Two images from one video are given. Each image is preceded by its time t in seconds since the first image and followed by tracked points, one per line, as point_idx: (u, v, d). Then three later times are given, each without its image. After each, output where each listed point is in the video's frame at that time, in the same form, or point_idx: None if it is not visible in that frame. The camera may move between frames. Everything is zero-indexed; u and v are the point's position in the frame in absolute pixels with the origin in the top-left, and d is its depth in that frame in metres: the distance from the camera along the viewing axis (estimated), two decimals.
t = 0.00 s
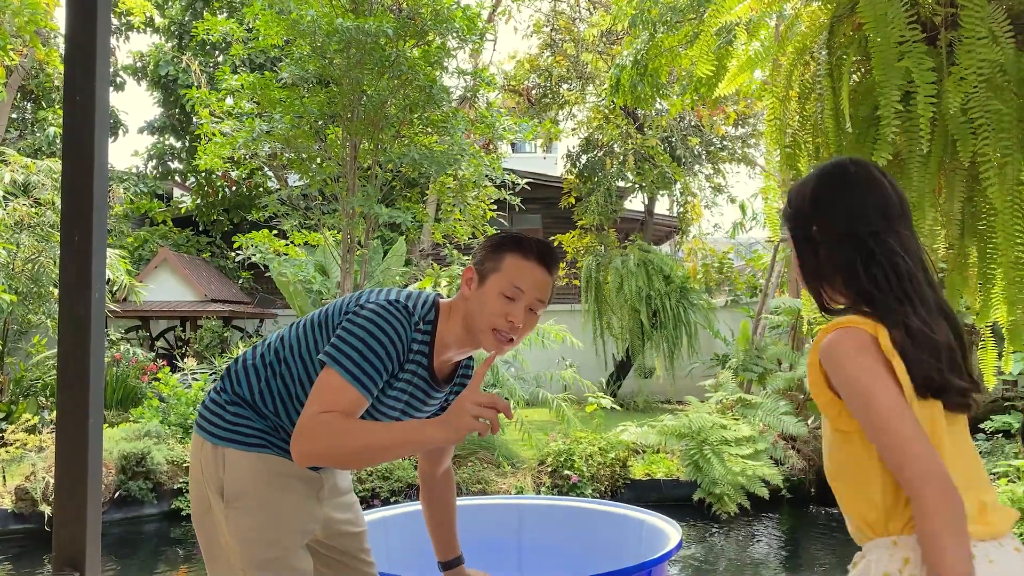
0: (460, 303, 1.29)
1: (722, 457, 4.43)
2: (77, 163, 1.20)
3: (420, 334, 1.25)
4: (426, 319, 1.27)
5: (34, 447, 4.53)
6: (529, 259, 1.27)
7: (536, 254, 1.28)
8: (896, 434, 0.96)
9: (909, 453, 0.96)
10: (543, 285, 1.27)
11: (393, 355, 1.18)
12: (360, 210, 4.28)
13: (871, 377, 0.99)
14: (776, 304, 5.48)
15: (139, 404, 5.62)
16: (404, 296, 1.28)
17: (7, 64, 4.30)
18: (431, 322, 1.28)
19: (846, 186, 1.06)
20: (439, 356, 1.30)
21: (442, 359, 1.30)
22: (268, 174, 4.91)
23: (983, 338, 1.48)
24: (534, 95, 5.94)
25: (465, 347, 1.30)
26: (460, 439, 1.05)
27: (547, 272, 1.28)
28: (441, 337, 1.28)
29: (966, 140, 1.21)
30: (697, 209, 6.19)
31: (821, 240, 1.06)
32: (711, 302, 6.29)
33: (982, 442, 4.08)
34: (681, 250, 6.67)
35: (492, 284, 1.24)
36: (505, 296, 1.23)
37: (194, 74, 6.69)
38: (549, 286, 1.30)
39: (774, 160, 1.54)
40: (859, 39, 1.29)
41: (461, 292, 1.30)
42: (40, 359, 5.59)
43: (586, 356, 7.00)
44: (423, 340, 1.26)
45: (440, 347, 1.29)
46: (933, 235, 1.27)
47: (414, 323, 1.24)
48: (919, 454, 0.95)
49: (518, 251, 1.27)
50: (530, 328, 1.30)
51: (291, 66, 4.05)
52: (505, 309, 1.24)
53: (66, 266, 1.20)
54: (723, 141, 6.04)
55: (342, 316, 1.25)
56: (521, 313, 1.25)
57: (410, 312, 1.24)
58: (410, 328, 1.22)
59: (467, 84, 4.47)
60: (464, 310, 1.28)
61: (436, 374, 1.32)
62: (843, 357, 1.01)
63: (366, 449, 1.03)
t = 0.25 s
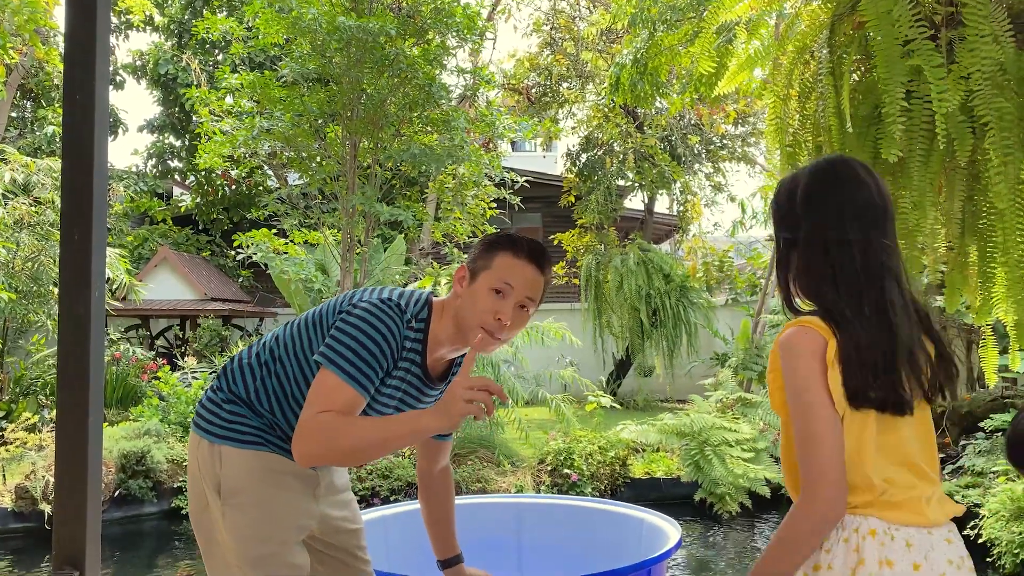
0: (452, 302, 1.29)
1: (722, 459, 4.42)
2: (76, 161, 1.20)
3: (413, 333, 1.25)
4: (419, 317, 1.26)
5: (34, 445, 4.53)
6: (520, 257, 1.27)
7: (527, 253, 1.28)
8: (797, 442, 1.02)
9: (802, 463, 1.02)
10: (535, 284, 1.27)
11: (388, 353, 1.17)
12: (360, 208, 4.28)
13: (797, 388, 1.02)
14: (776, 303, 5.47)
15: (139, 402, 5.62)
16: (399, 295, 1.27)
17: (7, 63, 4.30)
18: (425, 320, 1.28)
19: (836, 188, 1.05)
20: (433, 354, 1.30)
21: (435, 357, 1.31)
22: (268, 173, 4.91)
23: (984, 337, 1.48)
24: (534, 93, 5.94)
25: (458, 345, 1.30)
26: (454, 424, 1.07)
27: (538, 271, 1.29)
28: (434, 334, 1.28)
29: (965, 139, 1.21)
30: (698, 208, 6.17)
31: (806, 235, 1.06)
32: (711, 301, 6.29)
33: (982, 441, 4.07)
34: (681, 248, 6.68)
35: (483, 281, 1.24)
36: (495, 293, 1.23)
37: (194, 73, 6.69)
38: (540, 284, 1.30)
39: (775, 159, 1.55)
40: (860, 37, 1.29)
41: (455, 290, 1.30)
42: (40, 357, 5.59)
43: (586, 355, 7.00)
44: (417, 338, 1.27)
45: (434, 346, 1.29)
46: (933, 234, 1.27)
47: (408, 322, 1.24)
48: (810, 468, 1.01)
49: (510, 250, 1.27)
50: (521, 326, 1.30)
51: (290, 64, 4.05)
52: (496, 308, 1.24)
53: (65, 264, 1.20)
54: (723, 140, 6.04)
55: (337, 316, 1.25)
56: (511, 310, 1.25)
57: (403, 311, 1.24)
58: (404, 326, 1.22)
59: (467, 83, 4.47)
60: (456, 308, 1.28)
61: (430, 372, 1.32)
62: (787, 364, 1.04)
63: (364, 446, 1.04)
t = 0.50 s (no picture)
0: (445, 306, 1.28)
1: (721, 459, 4.41)
2: (76, 160, 1.20)
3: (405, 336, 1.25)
4: (410, 320, 1.26)
5: (34, 443, 4.53)
6: (516, 262, 1.26)
7: (524, 258, 1.27)
8: (844, 430, 0.97)
9: (845, 453, 0.96)
10: (530, 289, 1.27)
11: (380, 356, 1.17)
12: (361, 206, 4.28)
13: (850, 377, 0.98)
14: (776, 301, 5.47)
15: (139, 400, 5.62)
16: (392, 299, 1.27)
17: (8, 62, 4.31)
18: (418, 323, 1.27)
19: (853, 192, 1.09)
20: (427, 357, 1.30)
21: (427, 360, 1.30)
22: (268, 171, 4.91)
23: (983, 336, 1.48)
24: (535, 92, 5.93)
25: (450, 348, 1.29)
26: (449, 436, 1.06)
27: (533, 276, 1.28)
28: (427, 338, 1.28)
29: (966, 137, 1.22)
30: (699, 207, 6.16)
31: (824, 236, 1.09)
32: (711, 300, 6.29)
33: (982, 440, 4.07)
34: (681, 246, 6.69)
35: (477, 286, 1.24)
36: (491, 299, 1.23)
37: (195, 71, 6.68)
38: (535, 290, 1.29)
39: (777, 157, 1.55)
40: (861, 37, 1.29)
41: (448, 294, 1.29)
42: (40, 355, 5.60)
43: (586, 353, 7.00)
44: (408, 341, 1.26)
45: (425, 349, 1.28)
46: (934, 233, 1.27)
47: (399, 325, 1.24)
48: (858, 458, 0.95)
49: (506, 255, 1.26)
50: (516, 332, 1.29)
51: (291, 63, 4.05)
52: (490, 313, 1.24)
53: (65, 262, 1.20)
54: (723, 139, 6.04)
55: (330, 318, 1.24)
56: (506, 317, 1.24)
57: (394, 314, 1.24)
58: (395, 330, 1.22)
59: (467, 81, 4.47)
60: (448, 314, 1.27)
61: (423, 374, 1.32)
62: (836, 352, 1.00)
63: (361, 452, 1.04)
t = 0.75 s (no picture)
0: (442, 309, 1.28)
1: (721, 458, 4.41)
2: (78, 157, 1.20)
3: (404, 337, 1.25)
4: (410, 322, 1.26)
5: (34, 441, 4.54)
6: (514, 267, 1.26)
7: (521, 262, 1.27)
8: (909, 429, 1.04)
9: (911, 449, 1.04)
10: (528, 291, 1.27)
11: (381, 355, 1.17)
12: (362, 203, 4.28)
13: (910, 380, 1.07)
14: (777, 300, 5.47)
15: (140, 398, 5.62)
16: (391, 299, 1.27)
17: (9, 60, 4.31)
18: (417, 325, 1.27)
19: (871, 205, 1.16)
20: (425, 359, 1.30)
21: (426, 362, 1.30)
22: (269, 170, 4.91)
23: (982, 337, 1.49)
24: (536, 91, 5.93)
25: (448, 351, 1.29)
26: (450, 434, 1.08)
27: (531, 278, 1.28)
28: (424, 339, 1.28)
29: (968, 136, 1.22)
30: (698, 206, 6.16)
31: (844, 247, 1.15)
32: (711, 299, 6.29)
33: (982, 439, 4.07)
34: (681, 245, 6.69)
35: (475, 290, 1.24)
36: (488, 303, 1.23)
37: (196, 69, 6.69)
38: (533, 294, 1.29)
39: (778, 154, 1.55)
40: (862, 36, 1.29)
41: (445, 296, 1.29)
42: (41, 353, 5.60)
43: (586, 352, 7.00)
44: (407, 343, 1.26)
45: (424, 351, 1.28)
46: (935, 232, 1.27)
47: (398, 326, 1.23)
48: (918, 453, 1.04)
49: (503, 259, 1.26)
50: (513, 336, 1.29)
51: (292, 61, 4.05)
52: (488, 317, 1.24)
53: (66, 260, 1.20)
54: (723, 138, 6.04)
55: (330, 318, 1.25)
56: (504, 320, 1.24)
57: (394, 314, 1.24)
58: (395, 330, 1.22)
59: (468, 80, 4.47)
60: (447, 317, 1.27)
61: (421, 376, 1.32)
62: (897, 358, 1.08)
63: (364, 449, 1.05)
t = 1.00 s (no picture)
0: (438, 310, 1.29)
1: (722, 456, 4.42)
2: (79, 154, 1.20)
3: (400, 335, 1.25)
4: (407, 320, 1.26)
5: (35, 437, 4.55)
6: (507, 263, 1.26)
7: (514, 258, 1.27)
8: (960, 419, 1.04)
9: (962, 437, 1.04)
10: (521, 287, 1.27)
11: (378, 350, 1.17)
12: (363, 201, 4.28)
13: (954, 370, 1.06)
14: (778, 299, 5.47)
15: (141, 395, 5.63)
16: (391, 299, 1.28)
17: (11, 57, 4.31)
18: (413, 323, 1.27)
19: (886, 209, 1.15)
20: (424, 359, 1.30)
21: (424, 361, 1.30)
22: (270, 167, 4.91)
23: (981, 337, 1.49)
24: (537, 89, 5.93)
25: (444, 350, 1.29)
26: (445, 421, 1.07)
27: (525, 276, 1.28)
28: (422, 339, 1.28)
29: (970, 136, 1.21)
30: (700, 205, 6.17)
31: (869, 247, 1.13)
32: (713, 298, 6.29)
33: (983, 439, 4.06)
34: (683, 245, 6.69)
35: (468, 286, 1.24)
36: (481, 297, 1.23)
37: (198, 67, 6.69)
38: (527, 291, 1.29)
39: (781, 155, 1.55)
40: (864, 36, 1.29)
41: (442, 297, 1.30)
42: (42, 350, 5.61)
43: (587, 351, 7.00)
44: (404, 340, 1.26)
45: (420, 350, 1.28)
46: (934, 231, 1.27)
47: (394, 322, 1.23)
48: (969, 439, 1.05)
49: (496, 256, 1.27)
50: (508, 331, 1.28)
51: (294, 59, 4.05)
52: (481, 311, 1.23)
53: (68, 256, 1.20)
54: (725, 137, 6.04)
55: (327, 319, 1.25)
56: (497, 315, 1.24)
57: (390, 312, 1.24)
58: (391, 327, 1.22)
59: (470, 78, 4.47)
60: (442, 315, 1.27)
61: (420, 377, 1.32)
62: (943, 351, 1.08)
63: (360, 439, 1.05)
